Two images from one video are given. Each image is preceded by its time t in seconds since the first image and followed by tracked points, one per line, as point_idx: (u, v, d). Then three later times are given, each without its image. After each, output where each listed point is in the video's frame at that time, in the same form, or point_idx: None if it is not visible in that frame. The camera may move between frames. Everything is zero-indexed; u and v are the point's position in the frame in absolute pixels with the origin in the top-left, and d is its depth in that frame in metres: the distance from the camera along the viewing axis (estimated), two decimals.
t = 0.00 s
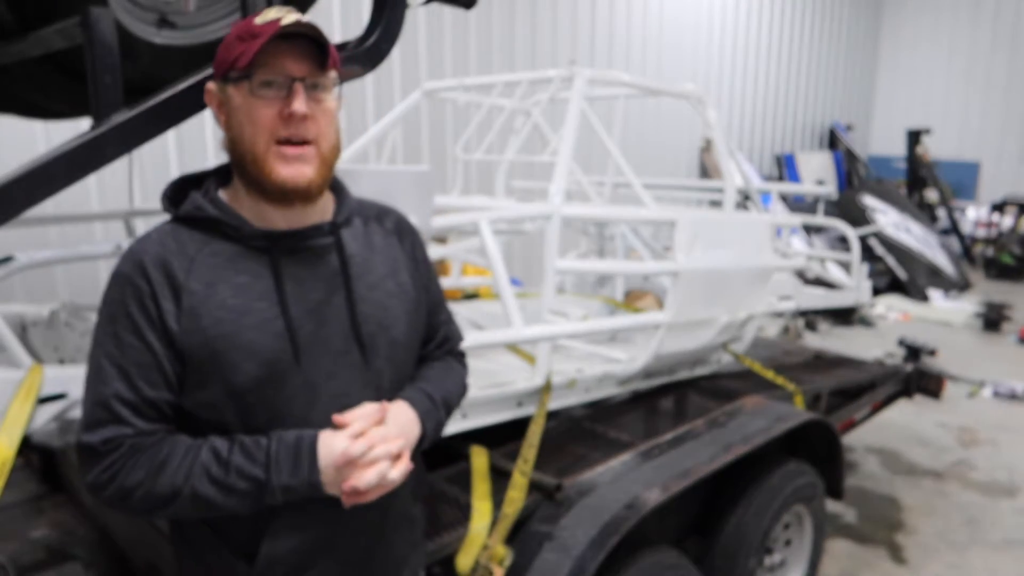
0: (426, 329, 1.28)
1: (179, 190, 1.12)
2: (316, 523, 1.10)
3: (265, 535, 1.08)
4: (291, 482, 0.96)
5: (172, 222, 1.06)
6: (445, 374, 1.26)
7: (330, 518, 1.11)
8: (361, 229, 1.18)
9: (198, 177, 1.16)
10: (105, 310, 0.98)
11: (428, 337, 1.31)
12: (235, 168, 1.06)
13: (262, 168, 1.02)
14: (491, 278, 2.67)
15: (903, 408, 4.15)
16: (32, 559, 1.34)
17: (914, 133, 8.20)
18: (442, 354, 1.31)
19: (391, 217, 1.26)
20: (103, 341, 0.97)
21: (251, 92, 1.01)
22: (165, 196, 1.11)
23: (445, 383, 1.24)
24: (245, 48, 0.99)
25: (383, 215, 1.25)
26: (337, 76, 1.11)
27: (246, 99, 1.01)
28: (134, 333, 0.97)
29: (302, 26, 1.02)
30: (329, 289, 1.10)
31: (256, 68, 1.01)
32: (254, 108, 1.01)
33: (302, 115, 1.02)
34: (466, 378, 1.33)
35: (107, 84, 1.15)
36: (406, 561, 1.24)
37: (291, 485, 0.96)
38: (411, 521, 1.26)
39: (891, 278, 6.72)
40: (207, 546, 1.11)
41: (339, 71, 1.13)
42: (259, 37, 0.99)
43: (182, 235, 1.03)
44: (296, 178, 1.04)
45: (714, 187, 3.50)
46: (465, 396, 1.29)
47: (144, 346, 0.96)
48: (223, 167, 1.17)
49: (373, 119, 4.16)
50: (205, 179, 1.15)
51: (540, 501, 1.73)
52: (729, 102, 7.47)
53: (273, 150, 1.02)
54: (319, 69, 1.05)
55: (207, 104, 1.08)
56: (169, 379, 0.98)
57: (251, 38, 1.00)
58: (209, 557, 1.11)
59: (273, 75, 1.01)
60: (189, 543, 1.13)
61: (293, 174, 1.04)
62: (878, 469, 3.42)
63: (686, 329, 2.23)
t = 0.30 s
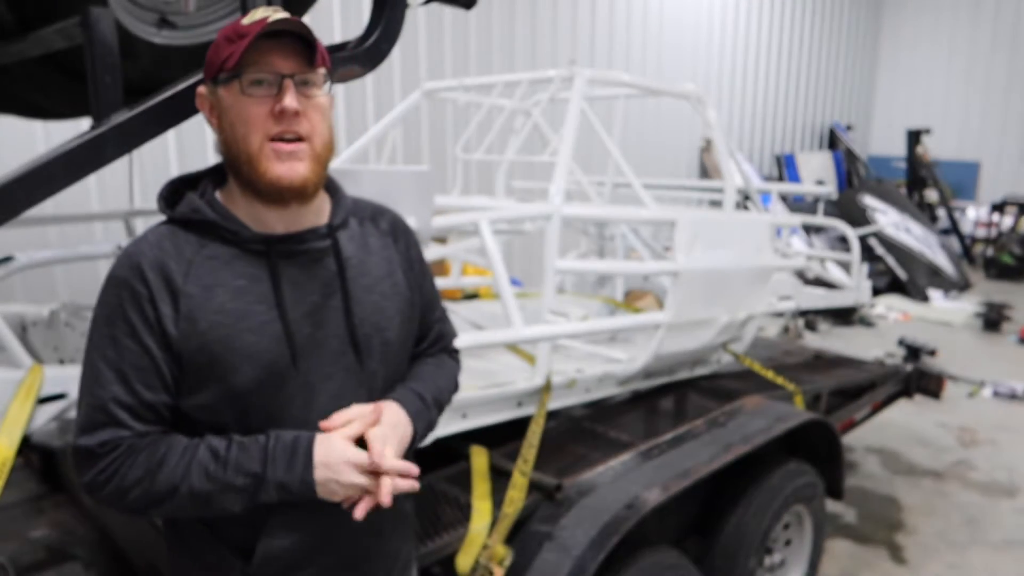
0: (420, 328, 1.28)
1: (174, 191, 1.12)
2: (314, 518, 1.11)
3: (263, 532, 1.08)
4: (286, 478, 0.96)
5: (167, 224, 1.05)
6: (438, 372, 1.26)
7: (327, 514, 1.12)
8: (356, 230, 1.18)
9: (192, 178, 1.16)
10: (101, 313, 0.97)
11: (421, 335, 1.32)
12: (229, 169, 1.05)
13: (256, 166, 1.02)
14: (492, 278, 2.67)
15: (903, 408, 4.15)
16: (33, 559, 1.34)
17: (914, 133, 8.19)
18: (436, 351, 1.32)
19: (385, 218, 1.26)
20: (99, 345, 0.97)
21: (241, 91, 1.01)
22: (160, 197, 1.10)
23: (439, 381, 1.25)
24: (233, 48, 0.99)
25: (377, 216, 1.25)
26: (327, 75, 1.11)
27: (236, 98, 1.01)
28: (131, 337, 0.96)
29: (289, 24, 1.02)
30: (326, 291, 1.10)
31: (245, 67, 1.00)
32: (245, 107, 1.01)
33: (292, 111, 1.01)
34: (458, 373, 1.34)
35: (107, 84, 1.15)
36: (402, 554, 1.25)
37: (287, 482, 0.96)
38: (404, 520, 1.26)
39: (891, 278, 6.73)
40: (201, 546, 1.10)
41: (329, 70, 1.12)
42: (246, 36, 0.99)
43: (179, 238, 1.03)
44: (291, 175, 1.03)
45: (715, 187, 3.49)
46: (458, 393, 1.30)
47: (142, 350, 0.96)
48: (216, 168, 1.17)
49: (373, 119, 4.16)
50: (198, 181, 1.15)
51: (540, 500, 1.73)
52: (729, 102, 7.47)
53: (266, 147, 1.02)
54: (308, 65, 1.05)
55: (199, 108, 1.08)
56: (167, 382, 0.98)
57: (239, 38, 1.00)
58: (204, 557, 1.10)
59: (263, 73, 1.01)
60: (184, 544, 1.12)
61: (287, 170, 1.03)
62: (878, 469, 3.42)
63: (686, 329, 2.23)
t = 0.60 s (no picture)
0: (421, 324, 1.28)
1: (172, 193, 1.12)
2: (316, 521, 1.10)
3: (272, 531, 1.08)
4: (246, 467, 0.91)
5: (165, 225, 1.06)
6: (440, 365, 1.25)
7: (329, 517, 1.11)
8: (354, 227, 1.18)
9: (191, 179, 1.16)
10: (98, 316, 0.99)
11: (422, 333, 1.31)
12: (227, 168, 1.06)
13: (255, 164, 1.02)
14: (491, 278, 2.67)
15: (904, 408, 4.15)
16: (34, 559, 1.34)
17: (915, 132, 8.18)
18: (437, 348, 1.31)
19: (384, 216, 1.26)
20: (97, 347, 0.98)
21: (239, 90, 1.01)
22: (159, 199, 1.11)
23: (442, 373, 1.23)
24: (230, 47, 0.99)
25: (375, 214, 1.24)
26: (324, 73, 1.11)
27: (234, 97, 1.01)
28: (125, 338, 0.97)
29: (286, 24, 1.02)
30: (324, 287, 1.10)
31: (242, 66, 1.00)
32: (242, 106, 1.01)
33: (290, 109, 1.01)
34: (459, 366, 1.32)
35: (107, 84, 1.15)
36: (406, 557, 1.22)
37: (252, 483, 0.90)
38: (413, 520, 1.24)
39: (891, 278, 6.73)
40: (207, 550, 1.10)
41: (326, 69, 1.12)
42: (242, 35, 0.99)
43: (175, 238, 1.03)
44: (290, 172, 1.03)
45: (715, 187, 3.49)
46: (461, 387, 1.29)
47: (135, 351, 0.97)
48: (216, 169, 1.17)
49: (373, 119, 4.16)
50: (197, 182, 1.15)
51: (540, 500, 1.73)
52: (729, 102, 7.46)
53: (264, 145, 1.02)
54: (304, 63, 1.05)
55: (197, 109, 1.08)
56: (163, 384, 0.99)
57: (235, 38, 1.00)
58: (210, 561, 1.10)
59: (260, 71, 1.01)
60: (188, 548, 1.12)
61: (286, 167, 1.03)
62: (878, 469, 3.42)
63: (686, 329, 2.22)
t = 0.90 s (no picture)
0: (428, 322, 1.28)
1: (173, 196, 1.12)
2: (323, 524, 1.08)
3: (277, 533, 1.07)
4: (236, 440, 0.87)
5: (167, 228, 1.06)
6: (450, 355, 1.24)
7: (336, 520, 1.09)
8: (358, 226, 1.18)
9: (191, 181, 1.16)
10: (101, 320, 0.99)
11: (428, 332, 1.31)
12: (228, 168, 1.05)
13: (255, 161, 1.01)
14: (492, 278, 2.68)
15: (904, 408, 4.15)
16: (33, 559, 1.34)
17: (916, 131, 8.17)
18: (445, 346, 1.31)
19: (388, 214, 1.25)
20: (99, 350, 0.98)
21: (236, 88, 1.01)
22: (159, 202, 1.11)
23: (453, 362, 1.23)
24: (225, 45, 0.99)
25: (381, 211, 1.24)
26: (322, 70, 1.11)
27: (231, 96, 1.01)
28: (128, 342, 0.96)
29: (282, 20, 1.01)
30: (328, 287, 1.10)
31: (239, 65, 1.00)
32: (240, 104, 1.01)
33: (288, 104, 1.01)
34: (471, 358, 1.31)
35: (107, 84, 1.15)
36: (414, 562, 1.20)
37: (236, 448, 0.87)
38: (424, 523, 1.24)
39: (891, 278, 6.73)
40: (216, 551, 1.11)
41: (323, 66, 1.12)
42: (237, 33, 0.99)
43: (178, 241, 1.03)
44: (291, 168, 1.03)
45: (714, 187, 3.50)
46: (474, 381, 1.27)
47: (138, 354, 0.96)
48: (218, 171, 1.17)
49: (373, 119, 4.16)
50: (198, 184, 1.15)
51: (541, 500, 1.73)
52: (729, 102, 7.46)
53: (264, 142, 1.01)
54: (301, 60, 1.05)
55: (195, 111, 1.08)
56: (167, 387, 0.98)
57: (230, 36, 1.00)
58: (220, 561, 1.11)
59: (258, 69, 1.01)
60: (197, 550, 1.13)
61: (287, 163, 1.02)
62: (878, 469, 3.42)
63: (686, 329, 2.22)
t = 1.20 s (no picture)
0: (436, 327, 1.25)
1: (179, 196, 1.09)
2: (328, 528, 1.07)
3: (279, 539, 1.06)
4: (301, 452, 0.92)
5: (172, 230, 1.03)
6: (460, 370, 1.22)
7: (341, 523, 1.08)
8: (365, 230, 1.16)
9: (197, 181, 1.13)
10: (110, 323, 0.95)
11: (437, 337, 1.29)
12: (233, 176, 1.03)
13: (262, 172, 0.99)
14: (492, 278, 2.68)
15: (904, 409, 4.15)
16: (33, 560, 1.34)
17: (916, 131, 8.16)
18: (454, 352, 1.28)
19: (396, 215, 1.23)
20: (109, 353, 0.94)
21: (240, 97, 0.98)
22: (164, 203, 1.08)
23: (463, 377, 1.21)
24: (227, 54, 0.96)
25: (390, 213, 1.22)
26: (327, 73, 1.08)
27: (235, 105, 0.98)
28: (141, 343, 0.94)
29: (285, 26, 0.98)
30: (336, 292, 1.08)
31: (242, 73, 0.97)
32: (245, 114, 0.98)
33: (295, 116, 0.99)
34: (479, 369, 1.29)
35: (107, 84, 1.15)
36: (419, 565, 1.20)
37: (303, 458, 0.92)
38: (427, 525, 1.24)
39: (891, 278, 6.74)
40: (219, 558, 1.10)
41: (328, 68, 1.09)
42: (240, 41, 0.96)
43: (186, 245, 1.00)
44: (297, 178, 1.01)
45: (715, 187, 3.50)
46: (480, 392, 1.26)
47: (154, 356, 0.94)
48: (221, 172, 1.14)
49: (373, 119, 4.16)
50: (205, 183, 1.12)
51: (540, 500, 1.73)
52: (729, 102, 7.46)
53: (270, 153, 0.99)
54: (305, 66, 1.02)
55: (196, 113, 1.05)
56: (181, 389, 0.96)
57: (232, 43, 0.97)
58: (221, 566, 1.09)
59: (261, 78, 0.98)
60: (200, 556, 1.12)
61: (294, 174, 1.01)
62: (878, 469, 3.42)
63: (687, 329, 2.21)
